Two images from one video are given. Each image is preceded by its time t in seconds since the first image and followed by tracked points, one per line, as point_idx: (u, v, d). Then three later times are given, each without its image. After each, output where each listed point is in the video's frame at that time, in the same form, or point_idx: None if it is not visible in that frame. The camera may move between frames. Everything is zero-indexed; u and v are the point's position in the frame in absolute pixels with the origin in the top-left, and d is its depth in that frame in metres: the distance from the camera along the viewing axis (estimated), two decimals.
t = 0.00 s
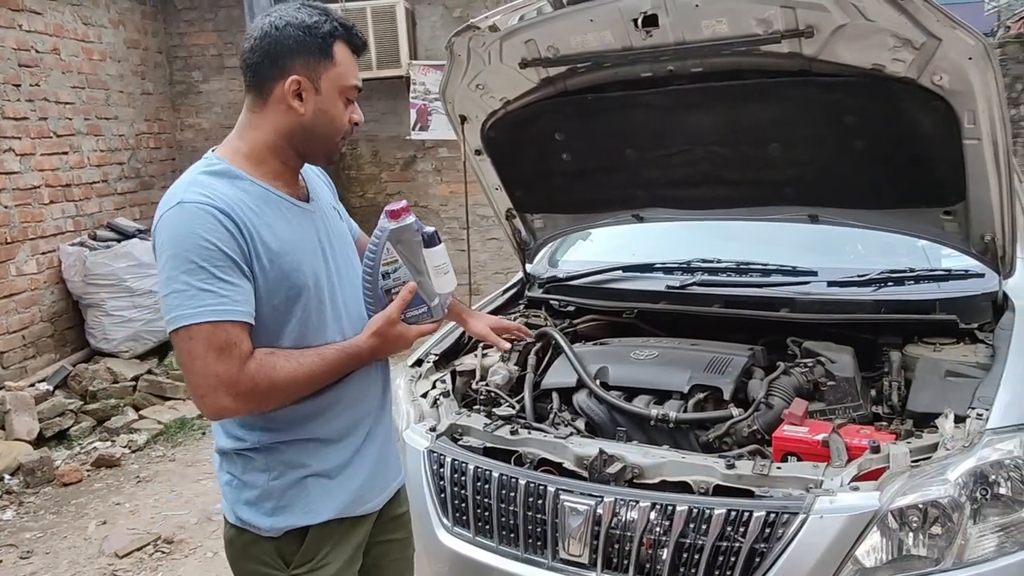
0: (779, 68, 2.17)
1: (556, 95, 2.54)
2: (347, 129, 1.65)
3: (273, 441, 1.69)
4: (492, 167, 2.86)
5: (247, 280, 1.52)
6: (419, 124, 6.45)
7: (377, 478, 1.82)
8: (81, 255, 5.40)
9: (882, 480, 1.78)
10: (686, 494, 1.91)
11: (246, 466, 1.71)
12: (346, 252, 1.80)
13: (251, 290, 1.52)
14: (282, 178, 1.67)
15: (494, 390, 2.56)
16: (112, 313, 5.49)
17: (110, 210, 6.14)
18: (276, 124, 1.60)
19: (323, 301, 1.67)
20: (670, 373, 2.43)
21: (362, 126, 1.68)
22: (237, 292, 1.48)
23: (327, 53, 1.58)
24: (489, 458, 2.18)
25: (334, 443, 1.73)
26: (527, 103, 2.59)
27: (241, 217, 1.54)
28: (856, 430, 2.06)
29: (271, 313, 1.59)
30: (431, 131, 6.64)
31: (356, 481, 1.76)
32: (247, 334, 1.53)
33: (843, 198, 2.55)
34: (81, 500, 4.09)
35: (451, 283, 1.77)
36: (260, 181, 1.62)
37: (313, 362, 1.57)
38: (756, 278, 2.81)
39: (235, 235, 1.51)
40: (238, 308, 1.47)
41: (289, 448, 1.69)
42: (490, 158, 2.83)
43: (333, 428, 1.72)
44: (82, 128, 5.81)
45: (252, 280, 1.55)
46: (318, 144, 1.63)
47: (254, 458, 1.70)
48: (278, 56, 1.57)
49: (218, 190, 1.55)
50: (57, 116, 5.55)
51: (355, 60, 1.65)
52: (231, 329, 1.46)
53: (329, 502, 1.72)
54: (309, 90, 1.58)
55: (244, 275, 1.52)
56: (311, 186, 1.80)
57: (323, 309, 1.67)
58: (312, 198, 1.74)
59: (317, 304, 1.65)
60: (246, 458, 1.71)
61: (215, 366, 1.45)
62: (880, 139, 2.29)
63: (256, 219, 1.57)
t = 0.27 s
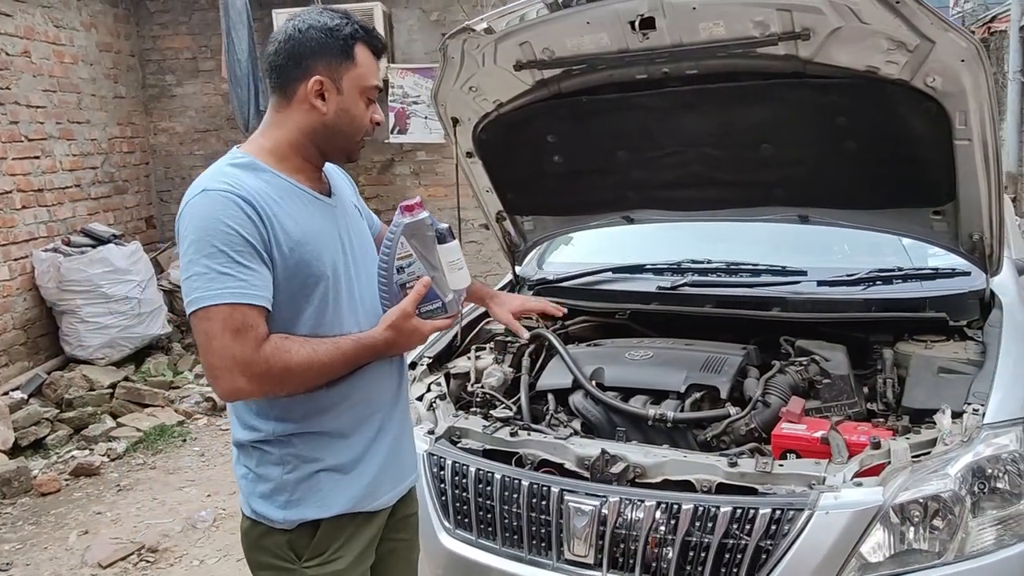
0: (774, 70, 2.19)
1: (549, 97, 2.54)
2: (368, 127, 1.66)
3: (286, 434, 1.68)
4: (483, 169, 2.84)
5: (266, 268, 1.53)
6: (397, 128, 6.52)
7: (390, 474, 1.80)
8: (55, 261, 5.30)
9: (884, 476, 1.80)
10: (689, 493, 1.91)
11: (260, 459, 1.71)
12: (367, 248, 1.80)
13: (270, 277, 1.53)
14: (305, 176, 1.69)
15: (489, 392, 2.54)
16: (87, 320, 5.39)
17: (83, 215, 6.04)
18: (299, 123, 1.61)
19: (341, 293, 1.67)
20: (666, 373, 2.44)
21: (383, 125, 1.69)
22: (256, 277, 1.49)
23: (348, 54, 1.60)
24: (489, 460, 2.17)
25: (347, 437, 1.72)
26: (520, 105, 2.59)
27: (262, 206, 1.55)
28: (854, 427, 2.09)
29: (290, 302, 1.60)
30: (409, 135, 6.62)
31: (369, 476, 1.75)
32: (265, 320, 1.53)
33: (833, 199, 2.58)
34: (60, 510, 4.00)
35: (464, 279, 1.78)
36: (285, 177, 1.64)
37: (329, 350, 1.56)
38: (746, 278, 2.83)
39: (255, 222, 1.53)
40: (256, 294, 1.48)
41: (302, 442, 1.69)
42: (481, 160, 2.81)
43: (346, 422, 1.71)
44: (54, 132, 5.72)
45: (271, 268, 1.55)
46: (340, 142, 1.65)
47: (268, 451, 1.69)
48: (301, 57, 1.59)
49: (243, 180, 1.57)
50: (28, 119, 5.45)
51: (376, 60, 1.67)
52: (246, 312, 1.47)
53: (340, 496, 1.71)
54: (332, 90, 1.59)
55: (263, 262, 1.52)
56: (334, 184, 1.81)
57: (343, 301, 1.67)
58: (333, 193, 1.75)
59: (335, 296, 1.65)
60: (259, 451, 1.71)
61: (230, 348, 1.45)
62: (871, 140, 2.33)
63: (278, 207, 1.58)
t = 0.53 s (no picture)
0: (761, 76, 2.23)
1: (538, 102, 2.56)
2: (389, 134, 1.70)
3: (275, 426, 1.69)
4: (470, 174, 2.83)
5: (266, 256, 1.56)
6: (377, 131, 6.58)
7: (378, 475, 1.80)
8: (32, 267, 5.24)
9: (872, 475, 1.83)
10: (681, 493, 1.94)
11: (249, 450, 1.73)
12: (374, 252, 1.81)
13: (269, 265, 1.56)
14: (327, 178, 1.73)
15: (479, 395, 2.55)
16: (65, 326, 5.32)
17: (59, 219, 5.97)
18: (320, 126, 1.66)
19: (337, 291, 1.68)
20: (655, 375, 2.46)
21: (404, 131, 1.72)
22: (252, 263, 1.52)
23: (370, 63, 1.64)
24: (480, 463, 2.18)
25: (335, 435, 1.72)
26: (509, 110, 2.60)
27: (268, 196, 1.59)
28: (840, 426, 2.12)
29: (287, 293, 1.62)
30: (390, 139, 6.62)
31: (354, 475, 1.74)
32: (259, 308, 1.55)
33: (817, 202, 2.63)
34: (39, 519, 3.95)
35: (465, 289, 1.78)
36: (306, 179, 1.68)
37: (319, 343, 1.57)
38: (731, 280, 2.86)
39: (258, 210, 1.56)
40: (251, 278, 1.51)
41: (289, 436, 1.69)
42: (468, 165, 2.81)
43: (334, 420, 1.71)
44: (29, 136, 5.66)
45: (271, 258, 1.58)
46: (360, 147, 1.68)
47: (256, 442, 1.71)
48: (324, 65, 1.64)
49: (255, 170, 1.61)
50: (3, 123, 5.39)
51: (399, 69, 1.70)
52: (237, 294, 1.49)
53: (324, 493, 1.70)
54: (352, 97, 1.64)
55: (262, 250, 1.56)
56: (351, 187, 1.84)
57: (340, 298, 1.70)
58: (347, 195, 1.79)
59: (331, 291, 1.68)
60: (249, 443, 1.72)
61: (217, 327, 1.47)
62: (854, 145, 2.37)
63: (284, 200, 1.61)
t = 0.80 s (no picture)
0: (747, 78, 2.25)
1: (526, 103, 2.57)
2: (387, 134, 1.70)
3: (255, 419, 1.70)
4: (459, 174, 2.85)
5: (252, 246, 1.57)
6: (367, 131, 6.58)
7: (356, 473, 1.80)
8: (18, 266, 5.20)
9: (855, 473, 1.86)
10: (667, 491, 1.95)
11: (229, 442, 1.74)
12: (367, 253, 1.81)
13: (253, 255, 1.56)
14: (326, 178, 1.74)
15: (466, 395, 2.56)
16: (51, 326, 5.29)
17: (46, 219, 5.93)
18: (319, 125, 1.67)
19: (322, 287, 1.68)
20: (642, 375, 2.47)
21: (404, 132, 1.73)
22: (236, 252, 1.53)
23: (369, 64, 1.65)
24: (468, 462, 2.19)
25: (313, 430, 1.73)
26: (497, 111, 2.61)
27: (257, 188, 1.60)
28: (824, 426, 2.14)
29: (273, 284, 1.63)
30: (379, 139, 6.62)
31: (330, 472, 1.75)
32: (242, 296, 1.56)
33: (802, 204, 2.65)
34: (25, 520, 3.93)
35: (453, 291, 1.80)
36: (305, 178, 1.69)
37: (301, 336, 1.57)
38: (718, 281, 2.87)
39: (246, 200, 1.57)
40: (234, 266, 1.52)
41: (267, 428, 1.70)
42: (457, 165, 2.83)
43: (313, 415, 1.72)
44: (15, 135, 5.63)
45: (257, 249, 1.59)
46: (359, 147, 1.69)
47: (235, 434, 1.72)
48: (324, 66, 1.65)
49: (248, 162, 1.62)
50: None
51: (399, 72, 1.72)
52: (218, 280, 1.50)
53: (298, 488, 1.71)
54: (352, 97, 1.65)
55: (248, 240, 1.56)
56: (348, 187, 1.84)
57: (326, 294, 1.69)
58: (343, 194, 1.79)
59: (317, 285, 1.67)
60: (229, 434, 1.74)
61: (196, 311, 1.49)
62: (839, 146, 2.39)
63: (273, 193, 1.62)
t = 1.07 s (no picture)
0: (740, 79, 2.26)
1: (521, 103, 2.57)
2: (377, 132, 1.71)
3: (249, 418, 1.71)
4: (454, 174, 2.86)
5: (244, 242, 1.58)
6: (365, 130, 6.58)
7: (348, 473, 1.80)
8: (16, 265, 5.21)
9: (845, 473, 1.86)
10: (658, 491, 1.96)
11: (222, 441, 1.74)
12: (358, 253, 1.82)
13: (246, 251, 1.57)
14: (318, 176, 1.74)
15: (460, 394, 2.56)
16: (49, 324, 5.30)
17: (44, 217, 5.94)
18: (309, 124, 1.68)
19: (314, 286, 1.69)
20: (635, 375, 2.48)
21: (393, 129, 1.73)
22: (230, 247, 1.54)
23: (357, 62, 1.66)
24: (461, 461, 2.20)
25: (306, 430, 1.73)
26: (491, 111, 2.61)
27: (248, 186, 1.61)
28: (816, 426, 2.15)
29: (265, 282, 1.63)
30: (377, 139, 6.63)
31: (322, 472, 1.75)
32: (236, 291, 1.56)
33: (796, 205, 2.66)
34: (21, 517, 3.94)
35: (444, 288, 1.78)
36: (296, 176, 1.70)
37: (295, 331, 1.57)
38: (712, 281, 2.88)
39: (237, 197, 1.58)
40: (227, 260, 1.53)
41: (260, 428, 1.71)
42: (452, 165, 2.84)
43: (306, 414, 1.73)
44: (14, 133, 5.64)
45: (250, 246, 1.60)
46: (349, 145, 1.70)
47: (229, 433, 1.72)
48: (313, 64, 1.66)
49: (239, 161, 1.63)
50: None
51: (388, 69, 1.72)
52: (213, 274, 1.50)
53: (290, 487, 1.71)
54: (341, 94, 1.65)
55: (240, 236, 1.57)
56: (341, 186, 1.85)
57: (318, 293, 1.70)
58: (336, 194, 1.79)
59: (308, 284, 1.68)
60: (223, 433, 1.74)
61: (192, 303, 1.48)
62: (832, 148, 2.40)
63: (265, 192, 1.63)
